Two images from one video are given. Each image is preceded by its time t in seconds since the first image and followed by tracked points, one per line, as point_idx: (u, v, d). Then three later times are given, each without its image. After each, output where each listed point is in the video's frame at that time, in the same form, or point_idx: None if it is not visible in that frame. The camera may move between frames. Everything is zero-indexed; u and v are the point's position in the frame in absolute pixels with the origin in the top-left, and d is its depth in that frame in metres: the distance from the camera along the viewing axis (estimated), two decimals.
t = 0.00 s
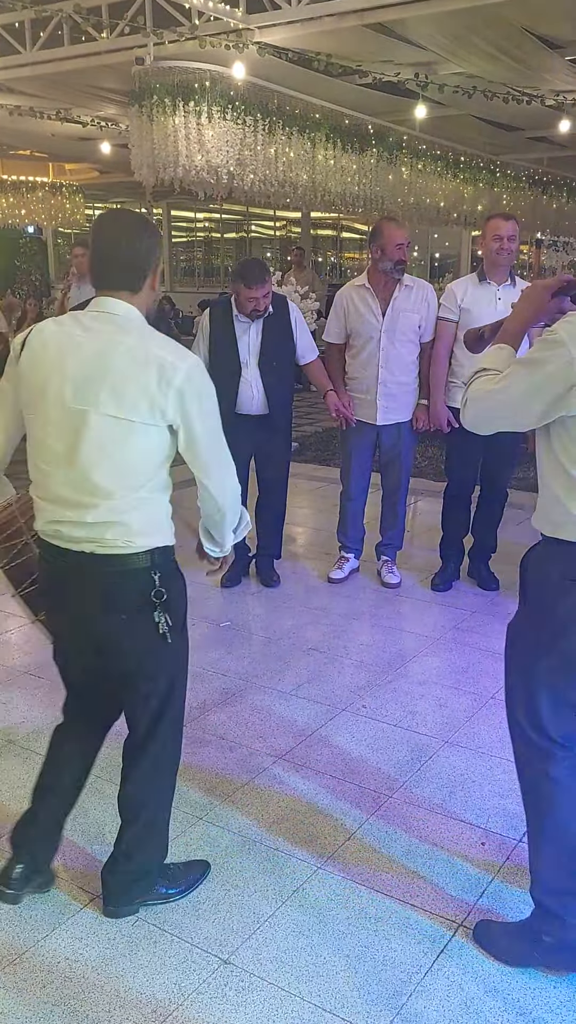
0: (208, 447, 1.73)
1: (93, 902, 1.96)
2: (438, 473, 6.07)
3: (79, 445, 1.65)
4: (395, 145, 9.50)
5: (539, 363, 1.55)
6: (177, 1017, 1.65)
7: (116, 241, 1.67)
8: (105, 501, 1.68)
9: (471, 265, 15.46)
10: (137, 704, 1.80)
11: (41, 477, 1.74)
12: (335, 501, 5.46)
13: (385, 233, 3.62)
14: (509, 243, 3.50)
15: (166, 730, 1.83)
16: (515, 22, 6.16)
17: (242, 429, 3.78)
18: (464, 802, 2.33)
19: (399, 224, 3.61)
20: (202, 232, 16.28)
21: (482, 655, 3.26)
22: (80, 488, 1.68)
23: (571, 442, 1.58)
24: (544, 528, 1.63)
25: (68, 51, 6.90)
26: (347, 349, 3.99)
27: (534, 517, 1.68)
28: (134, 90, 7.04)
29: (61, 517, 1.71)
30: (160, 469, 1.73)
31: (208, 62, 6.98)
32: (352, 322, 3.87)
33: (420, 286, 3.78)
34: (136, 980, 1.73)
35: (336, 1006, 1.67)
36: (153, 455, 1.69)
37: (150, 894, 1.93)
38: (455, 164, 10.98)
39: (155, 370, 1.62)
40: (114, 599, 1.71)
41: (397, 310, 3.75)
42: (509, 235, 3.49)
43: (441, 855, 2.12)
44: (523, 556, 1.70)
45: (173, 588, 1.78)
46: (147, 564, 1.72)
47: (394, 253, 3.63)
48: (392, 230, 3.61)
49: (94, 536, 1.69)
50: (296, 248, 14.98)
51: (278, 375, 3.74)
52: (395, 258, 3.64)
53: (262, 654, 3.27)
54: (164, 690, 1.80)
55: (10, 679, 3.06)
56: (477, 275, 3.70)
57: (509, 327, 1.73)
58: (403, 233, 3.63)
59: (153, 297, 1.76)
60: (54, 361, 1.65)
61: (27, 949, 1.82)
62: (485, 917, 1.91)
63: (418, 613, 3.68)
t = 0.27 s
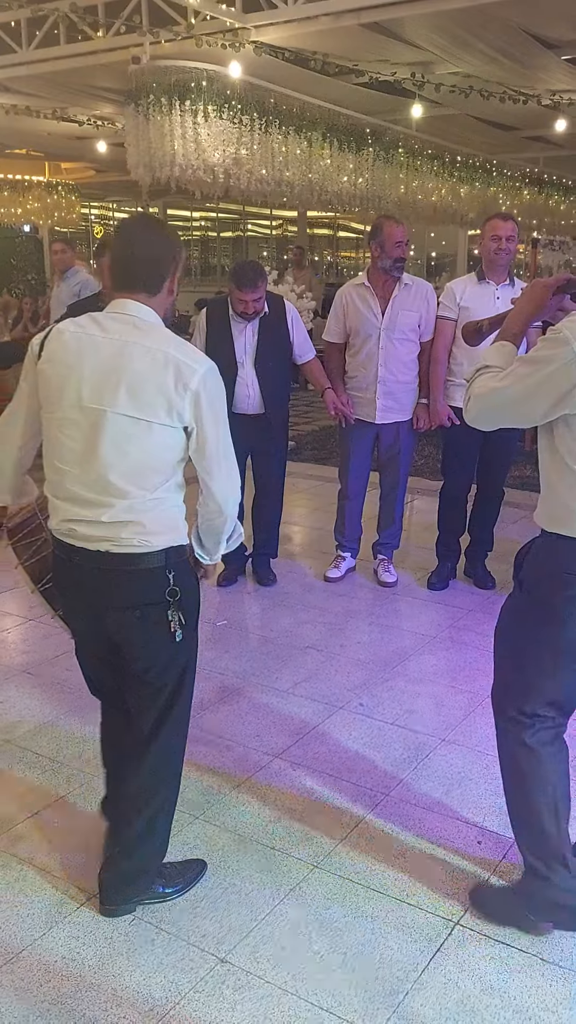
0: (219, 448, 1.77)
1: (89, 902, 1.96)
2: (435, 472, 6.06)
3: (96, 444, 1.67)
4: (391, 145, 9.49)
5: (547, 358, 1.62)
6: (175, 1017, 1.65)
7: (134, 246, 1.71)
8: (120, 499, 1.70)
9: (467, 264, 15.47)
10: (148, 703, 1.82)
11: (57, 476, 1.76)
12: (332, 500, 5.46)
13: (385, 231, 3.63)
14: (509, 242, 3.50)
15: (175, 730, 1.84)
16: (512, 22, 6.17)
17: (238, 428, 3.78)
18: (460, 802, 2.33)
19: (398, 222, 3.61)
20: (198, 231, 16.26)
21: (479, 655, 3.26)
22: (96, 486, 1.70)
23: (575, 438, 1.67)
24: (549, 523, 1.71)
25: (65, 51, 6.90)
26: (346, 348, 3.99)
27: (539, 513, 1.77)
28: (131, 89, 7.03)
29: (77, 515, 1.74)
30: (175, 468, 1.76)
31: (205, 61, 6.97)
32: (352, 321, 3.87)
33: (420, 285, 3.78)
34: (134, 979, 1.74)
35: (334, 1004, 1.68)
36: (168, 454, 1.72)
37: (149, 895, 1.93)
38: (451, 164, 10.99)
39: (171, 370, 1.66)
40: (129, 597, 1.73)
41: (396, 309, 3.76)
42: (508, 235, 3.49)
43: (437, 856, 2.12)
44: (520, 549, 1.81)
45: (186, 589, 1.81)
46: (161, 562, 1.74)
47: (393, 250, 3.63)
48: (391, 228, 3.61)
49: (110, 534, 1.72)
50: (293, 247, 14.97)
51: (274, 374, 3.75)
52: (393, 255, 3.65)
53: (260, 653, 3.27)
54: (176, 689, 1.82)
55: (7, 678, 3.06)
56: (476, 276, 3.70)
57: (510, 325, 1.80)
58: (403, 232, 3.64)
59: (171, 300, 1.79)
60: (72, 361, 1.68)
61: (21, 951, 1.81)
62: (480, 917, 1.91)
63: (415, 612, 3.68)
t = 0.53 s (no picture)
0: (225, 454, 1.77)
1: (87, 902, 1.96)
2: (434, 471, 6.07)
3: (102, 448, 1.67)
4: (388, 144, 9.50)
5: (537, 357, 1.62)
6: (173, 1016, 1.65)
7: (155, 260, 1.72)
8: (126, 503, 1.71)
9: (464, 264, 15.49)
10: (154, 701, 1.83)
11: (65, 476, 1.77)
12: (329, 500, 5.46)
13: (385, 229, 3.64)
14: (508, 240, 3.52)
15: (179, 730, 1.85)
16: (510, 22, 6.18)
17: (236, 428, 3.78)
18: (458, 802, 2.33)
19: (399, 220, 3.62)
20: (195, 231, 16.27)
21: (478, 654, 3.26)
22: (102, 488, 1.71)
23: (567, 438, 1.68)
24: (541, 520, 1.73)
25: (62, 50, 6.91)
26: (348, 348, 3.99)
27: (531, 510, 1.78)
28: (128, 89, 7.04)
29: (83, 518, 1.74)
30: (181, 474, 1.75)
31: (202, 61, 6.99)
32: (355, 320, 3.87)
33: (422, 284, 3.79)
34: (133, 978, 1.74)
35: (332, 1003, 1.68)
36: (173, 460, 1.72)
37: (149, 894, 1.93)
38: (448, 163, 11.00)
39: (179, 377, 1.65)
40: (134, 598, 1.75)
41: (399, 308, 3.76)
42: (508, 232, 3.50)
43: (435, 855, 2.12)
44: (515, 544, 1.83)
45: (189, 594, 1.81)
46: (166, 566, 1.75)
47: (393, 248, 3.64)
48: (390, 226, 3.62)
49: (116, 538, 1.72)
50: (290, 247, 14.98)
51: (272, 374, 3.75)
52: (393, 254, 3.65)
53: (258, 653, 3.27)
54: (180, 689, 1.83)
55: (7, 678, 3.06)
56: (476, 275, 3.71)
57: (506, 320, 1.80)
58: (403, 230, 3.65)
59: (184, 310, 1.79)
60: (80, 365, 1.68)
61: (19, 951, 1.81)
62: (478, 917, 1.91)
63: (413, 612, 3.68)
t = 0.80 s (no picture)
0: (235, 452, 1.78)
1: (87, 902, 1.96)
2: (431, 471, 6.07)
3: (115, 447, 1.69)
4: (385, 144, 9.51)
5: (522, 356, 1.64)
6: (173, 1016, 1.66)
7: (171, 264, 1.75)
8: (139, 500, 1.72)
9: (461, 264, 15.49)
10: (165, 696, 1.84)
11: (79, 475, 1.79)
12: (327, 500, 5.46)
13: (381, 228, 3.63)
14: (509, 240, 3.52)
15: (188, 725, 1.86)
16: (507, 22, 6.18)
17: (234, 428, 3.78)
18: (457, 801, 2.33)
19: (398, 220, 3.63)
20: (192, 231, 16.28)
21: (476, 654, 3.27)
22: (116, 486, 1.73)
23: (549, 436, 1.71)
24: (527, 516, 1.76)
25: (60, 51, 6.91)
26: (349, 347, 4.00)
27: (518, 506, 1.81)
28: (126, 89, 7.04)
29: (97, 515, 1.76)
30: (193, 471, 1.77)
31: (200, 62, 6.99)
32: (356, 319, 3.88)
33: (424, 284, 3.79)
34: (133, 978, 1.74)
35: (329, 1002, 1.69)
36: (184, 458, 1.73)
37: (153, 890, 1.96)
38: (446, 163, 11.01)
39: (187, 377, 1.67)
40: (144, 592, 1.76)
41: (399, 309, 3.77)
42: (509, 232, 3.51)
43: (434, 856, 2.12)
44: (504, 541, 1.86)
45: (198, 587, 1.82)
46: (176, 561, 1.77)
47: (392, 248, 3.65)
48: (388, 225, 3.63)
49: (129, 535, 1.74)
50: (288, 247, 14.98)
51: (269, 374, 3.76)
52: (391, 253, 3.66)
53: (256, 653, 3.28)
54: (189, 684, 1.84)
55: (5, 678, 3.06)
56: (476, 275, 3.71)
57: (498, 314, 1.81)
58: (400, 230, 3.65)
59: (191, 314, 1.83)
60: (93, 366, 1.70)
61: (18, 952, 1.82)
62: (475, 916, 1.92)
63: (412, 611, 3.69)
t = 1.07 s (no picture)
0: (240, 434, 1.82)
1: (88, 901, 1.97)
2: (430, 472, 6.08)
3: (126, 432, 1.73)
4: (384, 145, 9.51)
5: (505, 355, 1.65)
6: (173, 1015, 1.66)
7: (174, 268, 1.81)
8: (148, 484, 1.76)
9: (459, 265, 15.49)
10: (170, 680, 1.86)
11: (91, 464, 1.82)
12: (326, 500, 5.47)
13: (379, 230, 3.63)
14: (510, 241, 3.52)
15: (189, 707, 1.89)
16: (506, 22, 6.17)
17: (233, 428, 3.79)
18: (456, 803, 2.34)
19: (396, 221, 3.63)
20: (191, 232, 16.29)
21: (475, 654, 3.27)
22: (126, 471, 1.76)
23: (535, 435, 1.72)
24: (513, 514, 1.77)
25: (59, 52, 6.92)
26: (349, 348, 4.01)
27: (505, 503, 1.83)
28: (125, 90, 7.05)
29: (107, 500, 1.79)
30: (200, 459, 1.81)
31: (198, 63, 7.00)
32: (356, 320, 3.89)
33: (424, 285, 3.79)
34: (133, 977, 1.75)
35: (330, 1001, 1.69)
36: (192, 445, 1.78)
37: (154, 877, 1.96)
38: (444, 164, 11.02)
39: (196, 365, 1.73)
40: (151, 574, 1.79)
41: (397, 310, 3.77)
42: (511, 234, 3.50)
43: (433, 857, 2.12)
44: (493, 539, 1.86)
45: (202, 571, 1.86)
46: (183, 544, 1.80)
47: (391, 249, 3.66)
48: (385, 225, 3.63)
49: (138, 517, 1.77)
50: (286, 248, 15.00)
51: (268, 375, 3.76)
52: (390, 253, 3.67)
53: (255, 653, 3.28)
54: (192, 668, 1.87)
55: (5, 678, 3.07)
56: (478, 275, 3.72)
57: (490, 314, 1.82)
58: (398, 231, 3.66)
59: (195, 317, 1.89)
60: (106, 362, 1.75)
61: (19, 951, 1.82)
62: (474, 916, 1.93)
63: (410, 612, 3.70)
